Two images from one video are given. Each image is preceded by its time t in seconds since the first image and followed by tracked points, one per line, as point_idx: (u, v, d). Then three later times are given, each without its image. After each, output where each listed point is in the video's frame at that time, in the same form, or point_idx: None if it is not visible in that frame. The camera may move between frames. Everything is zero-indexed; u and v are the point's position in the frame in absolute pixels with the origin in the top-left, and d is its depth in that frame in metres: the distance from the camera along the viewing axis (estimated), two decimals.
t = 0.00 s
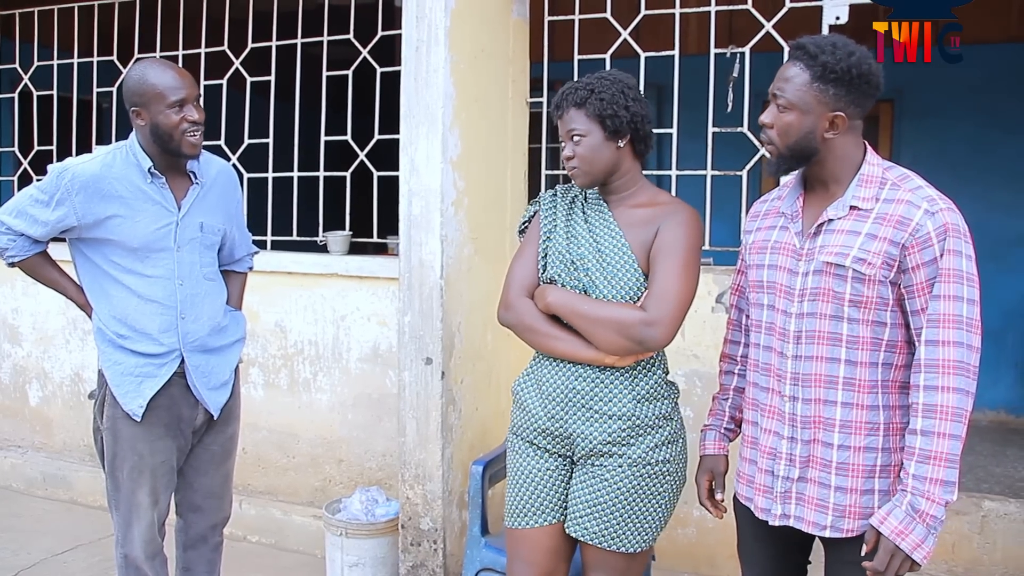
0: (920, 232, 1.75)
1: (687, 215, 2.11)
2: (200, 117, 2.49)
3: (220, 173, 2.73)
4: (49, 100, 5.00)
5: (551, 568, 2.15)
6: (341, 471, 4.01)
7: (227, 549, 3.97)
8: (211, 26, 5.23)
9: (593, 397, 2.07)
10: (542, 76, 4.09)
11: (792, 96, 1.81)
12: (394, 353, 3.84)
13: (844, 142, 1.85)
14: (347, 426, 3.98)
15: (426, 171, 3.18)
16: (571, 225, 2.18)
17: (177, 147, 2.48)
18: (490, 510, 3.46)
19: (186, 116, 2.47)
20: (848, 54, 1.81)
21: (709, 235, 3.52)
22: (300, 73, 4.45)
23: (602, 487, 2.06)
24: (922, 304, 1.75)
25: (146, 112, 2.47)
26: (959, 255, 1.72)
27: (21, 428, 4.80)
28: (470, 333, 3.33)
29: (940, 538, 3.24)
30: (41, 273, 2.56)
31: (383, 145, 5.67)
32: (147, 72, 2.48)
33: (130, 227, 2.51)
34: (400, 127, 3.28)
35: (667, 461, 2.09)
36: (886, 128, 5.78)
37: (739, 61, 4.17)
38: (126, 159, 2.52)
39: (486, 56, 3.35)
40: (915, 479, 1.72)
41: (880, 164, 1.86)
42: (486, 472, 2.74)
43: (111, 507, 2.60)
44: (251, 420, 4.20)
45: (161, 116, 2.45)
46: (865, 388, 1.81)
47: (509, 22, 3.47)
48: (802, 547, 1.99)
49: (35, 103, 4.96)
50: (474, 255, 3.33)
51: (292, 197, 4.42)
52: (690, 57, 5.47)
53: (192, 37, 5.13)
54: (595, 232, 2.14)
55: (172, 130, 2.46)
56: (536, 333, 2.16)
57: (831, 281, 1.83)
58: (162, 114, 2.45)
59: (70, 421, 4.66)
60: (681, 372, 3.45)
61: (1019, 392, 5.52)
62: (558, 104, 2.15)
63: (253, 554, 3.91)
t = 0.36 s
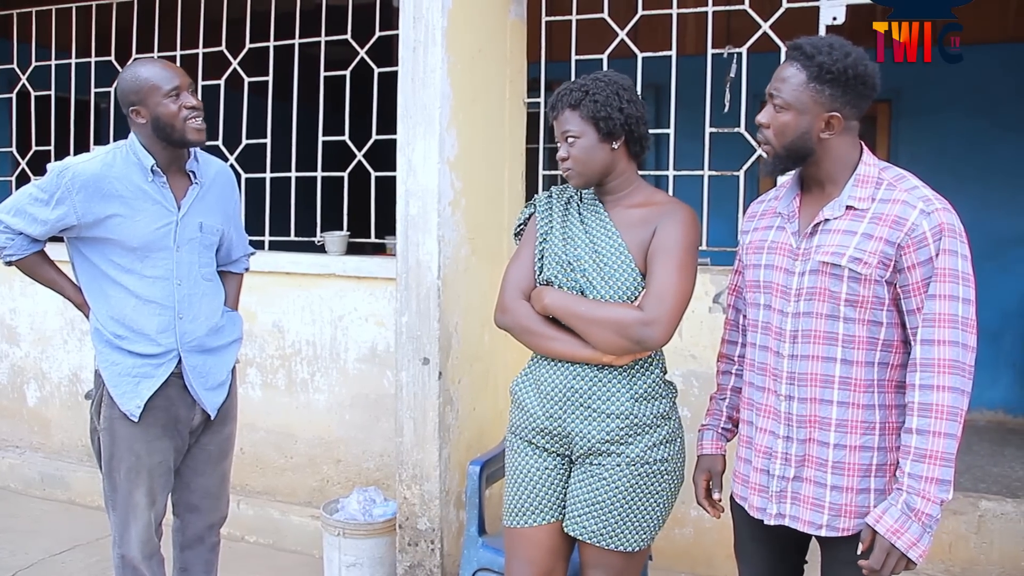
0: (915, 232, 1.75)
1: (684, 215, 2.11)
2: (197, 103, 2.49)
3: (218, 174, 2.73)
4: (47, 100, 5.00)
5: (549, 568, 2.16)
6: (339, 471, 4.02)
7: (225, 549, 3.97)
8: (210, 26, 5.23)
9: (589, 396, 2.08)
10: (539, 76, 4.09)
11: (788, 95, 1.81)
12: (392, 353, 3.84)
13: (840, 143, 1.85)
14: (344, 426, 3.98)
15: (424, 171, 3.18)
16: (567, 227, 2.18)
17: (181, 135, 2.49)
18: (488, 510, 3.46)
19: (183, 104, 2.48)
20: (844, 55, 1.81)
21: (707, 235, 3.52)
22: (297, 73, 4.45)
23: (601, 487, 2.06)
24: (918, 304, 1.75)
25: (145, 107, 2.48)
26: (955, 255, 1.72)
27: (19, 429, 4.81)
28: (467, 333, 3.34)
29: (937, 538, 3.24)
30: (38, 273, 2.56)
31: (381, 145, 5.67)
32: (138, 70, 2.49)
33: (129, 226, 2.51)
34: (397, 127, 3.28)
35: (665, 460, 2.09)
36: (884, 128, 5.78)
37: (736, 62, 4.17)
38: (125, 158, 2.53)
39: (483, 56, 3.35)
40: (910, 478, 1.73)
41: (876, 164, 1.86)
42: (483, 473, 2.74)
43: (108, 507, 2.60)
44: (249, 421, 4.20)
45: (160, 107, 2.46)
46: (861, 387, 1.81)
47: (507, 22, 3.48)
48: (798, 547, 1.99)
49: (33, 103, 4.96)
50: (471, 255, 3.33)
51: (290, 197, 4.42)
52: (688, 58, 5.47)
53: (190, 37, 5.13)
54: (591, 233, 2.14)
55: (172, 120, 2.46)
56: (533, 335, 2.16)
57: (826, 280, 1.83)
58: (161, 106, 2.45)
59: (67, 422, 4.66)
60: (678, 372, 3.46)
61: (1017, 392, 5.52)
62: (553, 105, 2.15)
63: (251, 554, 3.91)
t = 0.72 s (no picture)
0: (912, 231, 1.75)
1: (681, 212, 2.11)
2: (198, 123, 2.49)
3: (216, 174, 2.73)
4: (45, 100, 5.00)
5: (548, 567, 2.16)
6: (337, 471, 4.02)
7: (223, 549, 3.97)
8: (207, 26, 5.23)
9: (588, 396, 2.08)
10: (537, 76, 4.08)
11: (786, 95, 1.81)
12: (390, 353, 3.84)
13: (837, 142, 1.85)
14: (342, 426, 3.98)
15: (421, 171, 3.18)
16: (565, 225, 2.18)
17: (172, 151, 2.49)
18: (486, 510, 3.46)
19: (184, 121, 2.47)
20: (842, 55, 1.81)
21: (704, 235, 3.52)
22: (296, 73, 4.45)
23: (600, 485, 2.06)
24: (914, 302, 1.75)
25: (145, 112, 2.47)
26: (952, 254, 1.72)
27: (16, 428, 4.80)
28: (465, 333, 3.34)
29: (935, 537, 3.25)
30: (35, 273, 2.56)
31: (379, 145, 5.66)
32: (149, 73, 2.47)
33: (126, 226, 2.51)
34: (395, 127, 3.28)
35: (664, 459, 2.09)
36: (882, 128, 5.78)
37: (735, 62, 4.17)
38: (122, 159, 2.52)
39: (481, 56, 3.35)
40: (906, 476, 1.73)
41: (873, 164, 1.86)
42: (482, 472, 2.74)
43: (105, 506, 2.59)
44: (247, 421, 4.20)
45: (159, 118, 2.45)
46: (858, 386, 1.82)
47: (505, 22, 3.48)
48: (797, 546, 1.99)
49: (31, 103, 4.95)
50: (469, 255, 3.33)
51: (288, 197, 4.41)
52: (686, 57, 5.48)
53: (188, 37, 5.13)
54: (589, 231, 2.14)
55: (169, 134, 2.46)
56: (532, 334, 2.16)
57: (824, 279, 1.83)
58: (161, 117, 2.45)
59: (65, 422, 4.66)
60: (676, 372, 3.46)
61: (1014, 392, 5.53)
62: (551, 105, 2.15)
63: (249, 554, 3.91)
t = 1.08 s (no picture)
0: (914, 230, 1.75)
1: (683, 211, 2.11)
2: (198, 124, 2.49)
3: (216, 174, 2.73)
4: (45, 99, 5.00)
5: (549, 567, 2.15)
6: (337, 471, 4.02)
7: (224, 549, 3.97)
8: (208, 26, 5.23)
9: (590, 395, 2.08)
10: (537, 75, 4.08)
11: (788, 95, 1.81)
12: (390, 353, 3.84)
13: (840, 142, 1.85)
14: (342, 426, 3.98)
15: (422, 171, 3.18)
16: (567, 225, 2.18)
17: (172, 152, 2.48)
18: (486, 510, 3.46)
19: (184, 121, 2.47)
20: (843, 53, 1.81)
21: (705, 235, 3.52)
22: (297, 73, 4.45)
23: (602, 486, 2.06)
24: (916, 302, 1.75)
25: (145, 113, 2.47)
26: (953, 254, 1.72)
27: (16, 428, 4.80)
28: (466, 333, 3.34)
29: (935, 537, 3.25)
30: (36, 273, 2.56)
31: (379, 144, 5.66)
32: (149, 74, 2.47)
33: (126, 227, 2.51)
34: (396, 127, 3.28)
35: (666, 460, 2.09)
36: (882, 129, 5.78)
37: (735, 62, 4.16)
38: (122, 159, 2.52)
39: (481, 56, 3.35)
40: (906, 476, 1.73)
41: (875, 164, 1.86)
42: (482, 472, 2.73)
43: (105, 506, 2.59)
44: (247, 421, 4.20)
45: (159, 119, 2.45)
46: (859, 385, 1.82)
47: (505, 22, 3.48)
48: (798, 546, 1.99)
49: (31, 103, 4.95)
50: (470, 255, 3.33)
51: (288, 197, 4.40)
52: (687, 57, 5.48)
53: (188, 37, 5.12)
54: (591, 231, 2.14)
55: (169, 134, 2.46)
56: (534, 334, 2.16)
57: (825, 278, 1.83)
58: (160, 118, 2.45)
59: (65, 422, 4.66)
60: (676, 372, 3.46)
61: (1015, 392, 5.52)
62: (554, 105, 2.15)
63: (249, 554, 3.91)
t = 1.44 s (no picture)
0: (920, 228, 1.75)
1: (686, 209, 2.11)
2: (199, 122, 2.49)
3: (219, 172, 2.73)
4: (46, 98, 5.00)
5: (553, 567, 2.15)
6: (339, 470, 4.01)
7: (226, 548, 3.97)
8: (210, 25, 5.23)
9: (595, 395, 2.08)
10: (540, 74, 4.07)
11: (798, 91, 1.80)
12: (393, 352, 3.84)
13: (849, 137, 1.85)
14: (345, 425, 3.98)
15: (425, 170, 3.18)
16: (569, 225, 2.18)
17: (174, 150, 2.48)
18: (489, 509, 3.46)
19: (185, 119, 2.46)
20: (850, 48, 1.82)
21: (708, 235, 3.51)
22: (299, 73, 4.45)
23: (607, 485, 2.06)
24: (923, 301, 1.75)
25: (146, 112, 2.47)
26: (960, 252, 1.72)
27: (18, 427, 4.80)
28: (469, 333, 3.33)
29: (938, 537, 3.24)
30: (39, 272, 2.56)
31: (381, 143, 5.65)
32: (150, 72, 2.47)
33: (129, 226, 2.51)
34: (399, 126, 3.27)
35: (671, 459, 2.09)
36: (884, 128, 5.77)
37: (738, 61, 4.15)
38: (124, 158, 2.52)
39: (485, 55, 3.35)
40: (910, 473, 1.73)
41: (881, 162, 1.86)
42: (486, 471, 2.72)
43: (109, 505, 2.59)
44: (249, 420, 4.19)
45: (159, 118, 2.45)
46: (864, 384, 1.81)
47: (508, 21, 3.48)
48: (803, 546, 1.99)
49: (32, 102, 4.95)
50: (472, 254, 3.33)
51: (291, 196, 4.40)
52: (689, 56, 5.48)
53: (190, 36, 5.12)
54: (593, 230, 2.14)
55: (170, 132, 2.45)
56: (538, 334, 2.16)
57: (831, 276, 1.83)
58: (161, 116, 2.45)
59: (67, 421, 4.65)
60: (680, 371, 3.45)
61: (1017, 392, 5.51)
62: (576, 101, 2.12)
63: (251, 554, 3.91)
